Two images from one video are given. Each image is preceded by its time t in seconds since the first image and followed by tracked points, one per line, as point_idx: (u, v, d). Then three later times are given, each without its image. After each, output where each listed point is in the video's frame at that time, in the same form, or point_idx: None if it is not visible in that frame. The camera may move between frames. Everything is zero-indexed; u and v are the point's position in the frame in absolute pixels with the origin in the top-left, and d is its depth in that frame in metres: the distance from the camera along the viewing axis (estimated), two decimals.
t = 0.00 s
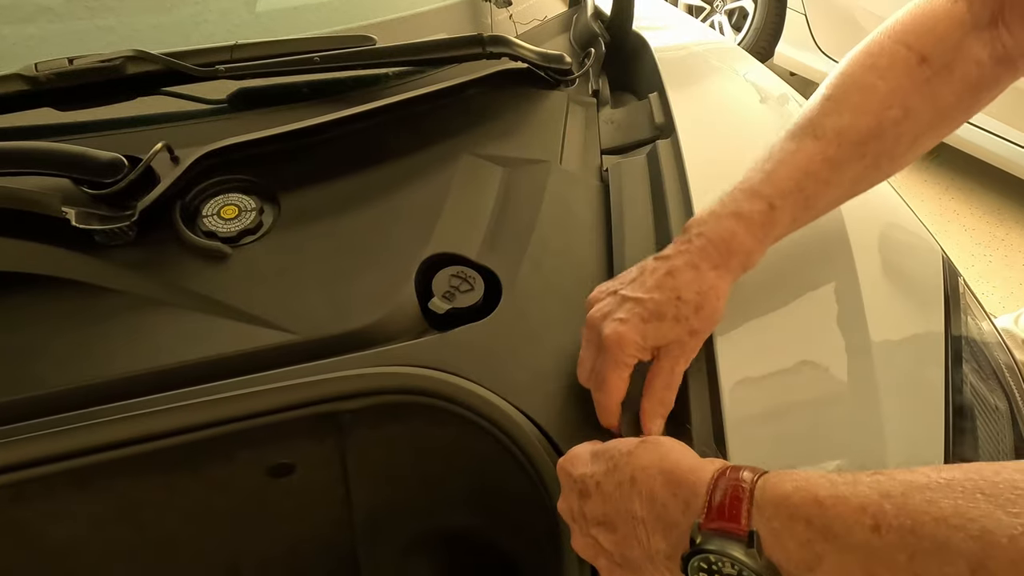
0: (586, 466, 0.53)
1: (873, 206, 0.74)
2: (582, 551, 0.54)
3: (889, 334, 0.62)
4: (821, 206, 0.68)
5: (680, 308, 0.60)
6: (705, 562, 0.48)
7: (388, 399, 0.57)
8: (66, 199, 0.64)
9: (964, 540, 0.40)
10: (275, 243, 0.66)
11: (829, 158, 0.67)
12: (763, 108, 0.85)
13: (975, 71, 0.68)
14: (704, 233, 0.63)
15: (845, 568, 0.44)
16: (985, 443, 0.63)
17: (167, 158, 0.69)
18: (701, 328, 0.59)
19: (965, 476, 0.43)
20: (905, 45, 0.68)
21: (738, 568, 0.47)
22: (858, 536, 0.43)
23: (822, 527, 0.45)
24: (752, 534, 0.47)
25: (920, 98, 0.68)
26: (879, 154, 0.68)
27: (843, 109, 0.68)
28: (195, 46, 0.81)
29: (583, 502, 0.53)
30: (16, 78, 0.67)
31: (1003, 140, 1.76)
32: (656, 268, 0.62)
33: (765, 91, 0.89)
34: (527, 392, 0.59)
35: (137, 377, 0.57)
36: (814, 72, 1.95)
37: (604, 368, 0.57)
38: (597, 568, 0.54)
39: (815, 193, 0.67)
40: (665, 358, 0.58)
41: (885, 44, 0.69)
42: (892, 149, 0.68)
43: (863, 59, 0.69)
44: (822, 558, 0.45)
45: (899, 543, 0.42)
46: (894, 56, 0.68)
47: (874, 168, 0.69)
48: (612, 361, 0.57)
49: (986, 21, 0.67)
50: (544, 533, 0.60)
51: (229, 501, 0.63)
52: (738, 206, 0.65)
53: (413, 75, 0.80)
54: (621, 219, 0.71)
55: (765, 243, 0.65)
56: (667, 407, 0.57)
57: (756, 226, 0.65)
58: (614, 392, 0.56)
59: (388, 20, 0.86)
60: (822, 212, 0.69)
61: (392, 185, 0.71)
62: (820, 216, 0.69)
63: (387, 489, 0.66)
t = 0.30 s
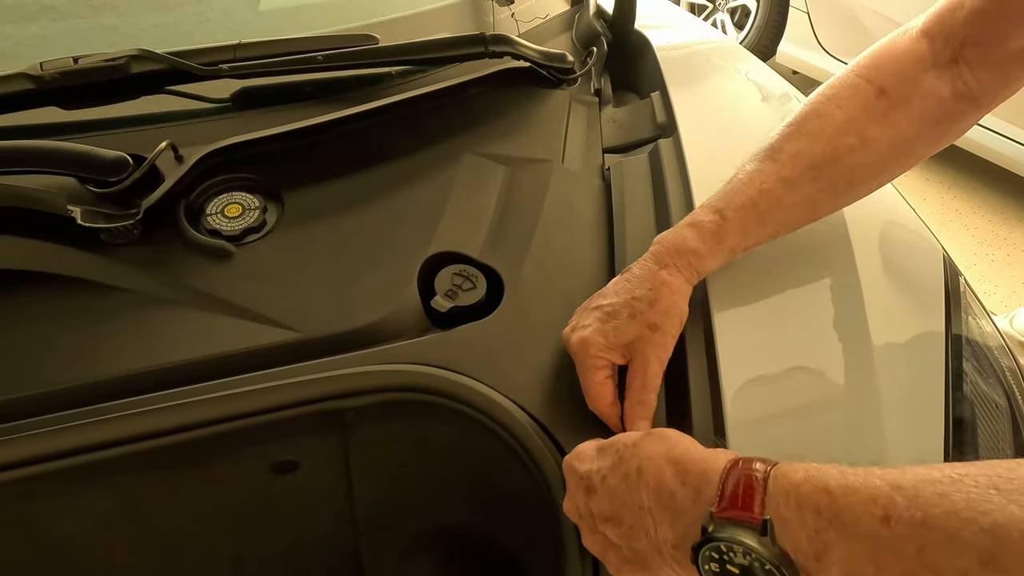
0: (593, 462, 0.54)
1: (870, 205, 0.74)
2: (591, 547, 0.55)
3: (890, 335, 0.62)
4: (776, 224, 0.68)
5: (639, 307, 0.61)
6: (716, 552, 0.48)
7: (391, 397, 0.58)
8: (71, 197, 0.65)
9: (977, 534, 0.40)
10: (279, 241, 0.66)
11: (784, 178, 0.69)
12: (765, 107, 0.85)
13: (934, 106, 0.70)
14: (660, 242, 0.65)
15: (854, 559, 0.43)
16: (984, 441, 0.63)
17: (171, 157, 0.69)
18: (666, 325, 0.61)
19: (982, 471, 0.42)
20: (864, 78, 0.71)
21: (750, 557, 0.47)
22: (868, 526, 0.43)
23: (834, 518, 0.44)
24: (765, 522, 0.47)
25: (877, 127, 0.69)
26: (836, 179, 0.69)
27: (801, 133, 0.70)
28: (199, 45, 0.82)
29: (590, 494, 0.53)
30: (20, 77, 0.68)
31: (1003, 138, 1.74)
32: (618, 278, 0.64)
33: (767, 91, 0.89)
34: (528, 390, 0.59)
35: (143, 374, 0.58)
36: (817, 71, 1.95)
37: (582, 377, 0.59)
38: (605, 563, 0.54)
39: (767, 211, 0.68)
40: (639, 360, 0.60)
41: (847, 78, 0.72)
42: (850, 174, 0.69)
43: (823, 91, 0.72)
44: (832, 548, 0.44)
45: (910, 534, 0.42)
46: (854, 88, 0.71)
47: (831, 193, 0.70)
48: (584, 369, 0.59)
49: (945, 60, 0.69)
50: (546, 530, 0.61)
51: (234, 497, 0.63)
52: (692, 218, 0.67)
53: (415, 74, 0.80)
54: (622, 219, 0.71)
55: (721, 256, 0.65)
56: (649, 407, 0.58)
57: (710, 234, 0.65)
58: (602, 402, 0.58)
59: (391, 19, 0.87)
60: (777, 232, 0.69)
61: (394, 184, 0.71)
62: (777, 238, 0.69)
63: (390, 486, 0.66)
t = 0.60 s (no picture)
0: (600, 460, 0.54)
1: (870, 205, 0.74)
2: (596, 544, 0.55)
3: (890, 330, 0.62)
4: (784, 232, 0.68)
5: (650, 304, 0.62)
6: (722, 557, 0.49)
7: (394, 393, 0.58)
8: (76, 195, 0.65)
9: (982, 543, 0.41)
10: (282, 238, 0.67)
11: (789, 185, 0.70)
12: (766, 106, 0.85)
13: (925, 127, 0.74)
14: (673, 243, 0.66)
15: (859, 567, 0.44)
16: (982, 438, 0.63)
17: (175, 154, 0.70)
18: (674, 324, 0.61)
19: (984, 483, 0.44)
20: (858, 100, 0.75)
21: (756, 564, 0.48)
22: (874, 535, 0.44)
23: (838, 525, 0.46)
24: (771, 528, 0.48)
25: (873, 142, 0.73)
26: (838, 189, 0.71)
27: (802, 146, 0.73)
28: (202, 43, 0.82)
29: (598, 492, 0.54)
30: (25, 75, 0.68)
31: (1004, 136, 1.74)
32: (631, 275, 0.65)
33: (768, 89, 0.89)
34: (530, 386, 0.59)
35: (147, 370, 0.58)
36: (819, 69, 1.95)
37: (586, 368, 0.59)
38: (609, 561, 0.55)
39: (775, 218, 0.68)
40: (643, 357, 0.60)
41: (843, 98, 0.76)
42: (851, 185, 0.71)
43: (820, 111, 0.76)
44: (837, 556, 0.45)
45: (916, 544, 0.43)
46: (850, 106, 0.74)
47: (835, 203, 0.70)
48: (589, 361, 0.59)
49: (932, 86, 0.74)
50: (546, 527, 0.61)
51: (237, 492, 0.64)
52: (703, 221, 0.67)
53: (417, 72, 0.80)
54: (624, 217, 0.72)
55: (732, 257, 0.65)
56: (646, 403, 0.58)
57: (720, 235, 0.66)
58: (602, 395, 0.58)
59: (393, 17, 0.87)
60: (786, 241, 0.68)
61: (396, 181, 0.72)
62: (786, 248, 0.68)
63: (392, 482, 0.67)
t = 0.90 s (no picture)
0: (611, 493, 0.54)
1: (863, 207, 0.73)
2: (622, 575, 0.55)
3: (888, 328, 0.63)
4: (776, 229, 0.68)
5: (646, 297, 0.62)
6: None
7: (393, 392, 0.59)
8: (78, 194, 0.66)
9: None
10: (283, 237, 0.67)
11: (781, 184, 0.70)
12: (766, 105, 0.86)
13: (912, 131, 0.75)
14: (668, 237, 0.66)
15: None
16: (981, 438, 0.63)
17: (177, 153, 0.70)
18: (671, 317, 0.61)
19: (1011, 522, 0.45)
20: (848, 102, 0.75)
21: None
22: None
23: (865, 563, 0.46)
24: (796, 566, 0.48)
25: (863, 143, 0.73)
26: (829, 186, 0.71)
27: (794, 145, 0.73)
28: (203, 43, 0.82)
29: (614, 526, 0.54)
30: (28, 74, 0.68)
31: (1006, 134, 1.73)
32: (627, 270, 0.65)
33: (769, 89, 0.89)
34: (529, 385, 0.60)
35: (150, 368, 0.59)
36: (821, 68, 1.94)
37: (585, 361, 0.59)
38: None
39: (766, 214, 0.68)
40: (639, 350, 0.60)
41: (832, 101, 0.76)
42: (842, 183, 0.71)
43: (812, 112, 0.76)
44: None
45: None
46: (840, 108, 0.75)
47: (826, 200, 0.70)
48: (587, 354, 0.59)
49: (918, 93, 0.75)
50: (546, 524, 0.62)
51: (238, 490, 0.64)
52: (699, 215, 0.68)
53: (418, 71, 0.81)
54: (624, 216, 0.72)
55: (727, 252, 0.66)
56: (643, 397, 0.59)
57: (715, 229, 0.66)
58: (601, 388, 0.58)
59: (394, 16, 0.87)
60: (778, 238, 0.68)
61: (397, 181, 0.72)
62: (778, 246, 0.68)
63: (392, 480, 0.67)
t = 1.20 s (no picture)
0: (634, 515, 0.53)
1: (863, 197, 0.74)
2: None
3: (889, 326, 0.63)
4: (779, 217, 0.68)
5: (643, 290, 0.63)
6: None
7: (396, 387, 0.59)
8: (81, 190, 0.66)
9: None
10: (285, 233, 0.67)
11: (784, 171, 0.71)
12: (768, 102, 0.86)
13: (916, 119, 0.74)
14: (668, 221, 0.66)
15: None
16: (982, 435, 0.63)
17: (178, 149, 0.70)
18: (666, 308, 0.62)
19: None
20: (853, 89, 0.76)
21: None
22: None
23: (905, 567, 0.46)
24: None
25: (867, 132, 0.73)
26: (832, 174, 0.71)
27: (797, 131, 0.73)
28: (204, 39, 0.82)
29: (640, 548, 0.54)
30: (30, 70, 0.68)
31: (1008, 133, 1.73)
32: (624, 256, 0.65)
33: (771, 86, 0.89)
34: (530, 381, 0.60)
35: (152, 363, 0.59)
36: (823, 67, 1.94)
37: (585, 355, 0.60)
38: None
39: (770, 203, 0.68)
40: (637, 340, 0.62)
41: (836, 87, 0.76)
42: (845, 171, 0.71)
43: (817, 97, 0.76)
44: None
45: None
46: (843, 95, 0.75)
47: (829, 187, 0.70)
48: (585, 349, 0.60)
49: (923, 80, 0.75)
50: (546, 520, 0.62)
51: (239, 485, 0.64)
52: (704, 201, 0.68)
53: (420, 68, 0.81)
54: (625, 213, 0.72)
55: (729, 239, 0.66)
56: (645, 385, 0.60)
57: (719, 218, 0.66)
58: (600, 374, 0.59)
59: (396, 13, 0.87)
60: (780, 225, 0.68)
61: (398, 177, 0.72)
62: (779, 233, 0.69)
63: (393, 476, 0.67)
